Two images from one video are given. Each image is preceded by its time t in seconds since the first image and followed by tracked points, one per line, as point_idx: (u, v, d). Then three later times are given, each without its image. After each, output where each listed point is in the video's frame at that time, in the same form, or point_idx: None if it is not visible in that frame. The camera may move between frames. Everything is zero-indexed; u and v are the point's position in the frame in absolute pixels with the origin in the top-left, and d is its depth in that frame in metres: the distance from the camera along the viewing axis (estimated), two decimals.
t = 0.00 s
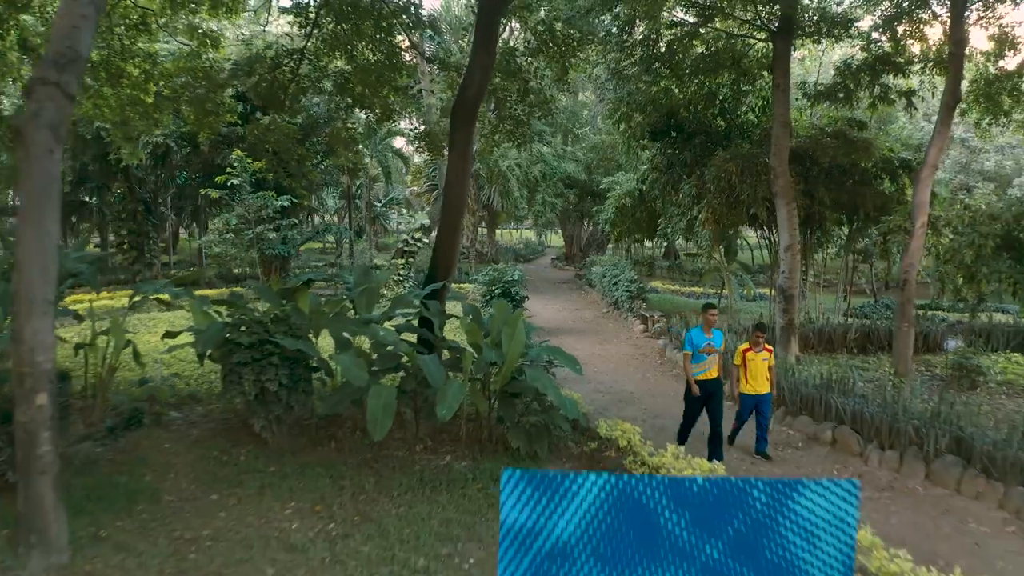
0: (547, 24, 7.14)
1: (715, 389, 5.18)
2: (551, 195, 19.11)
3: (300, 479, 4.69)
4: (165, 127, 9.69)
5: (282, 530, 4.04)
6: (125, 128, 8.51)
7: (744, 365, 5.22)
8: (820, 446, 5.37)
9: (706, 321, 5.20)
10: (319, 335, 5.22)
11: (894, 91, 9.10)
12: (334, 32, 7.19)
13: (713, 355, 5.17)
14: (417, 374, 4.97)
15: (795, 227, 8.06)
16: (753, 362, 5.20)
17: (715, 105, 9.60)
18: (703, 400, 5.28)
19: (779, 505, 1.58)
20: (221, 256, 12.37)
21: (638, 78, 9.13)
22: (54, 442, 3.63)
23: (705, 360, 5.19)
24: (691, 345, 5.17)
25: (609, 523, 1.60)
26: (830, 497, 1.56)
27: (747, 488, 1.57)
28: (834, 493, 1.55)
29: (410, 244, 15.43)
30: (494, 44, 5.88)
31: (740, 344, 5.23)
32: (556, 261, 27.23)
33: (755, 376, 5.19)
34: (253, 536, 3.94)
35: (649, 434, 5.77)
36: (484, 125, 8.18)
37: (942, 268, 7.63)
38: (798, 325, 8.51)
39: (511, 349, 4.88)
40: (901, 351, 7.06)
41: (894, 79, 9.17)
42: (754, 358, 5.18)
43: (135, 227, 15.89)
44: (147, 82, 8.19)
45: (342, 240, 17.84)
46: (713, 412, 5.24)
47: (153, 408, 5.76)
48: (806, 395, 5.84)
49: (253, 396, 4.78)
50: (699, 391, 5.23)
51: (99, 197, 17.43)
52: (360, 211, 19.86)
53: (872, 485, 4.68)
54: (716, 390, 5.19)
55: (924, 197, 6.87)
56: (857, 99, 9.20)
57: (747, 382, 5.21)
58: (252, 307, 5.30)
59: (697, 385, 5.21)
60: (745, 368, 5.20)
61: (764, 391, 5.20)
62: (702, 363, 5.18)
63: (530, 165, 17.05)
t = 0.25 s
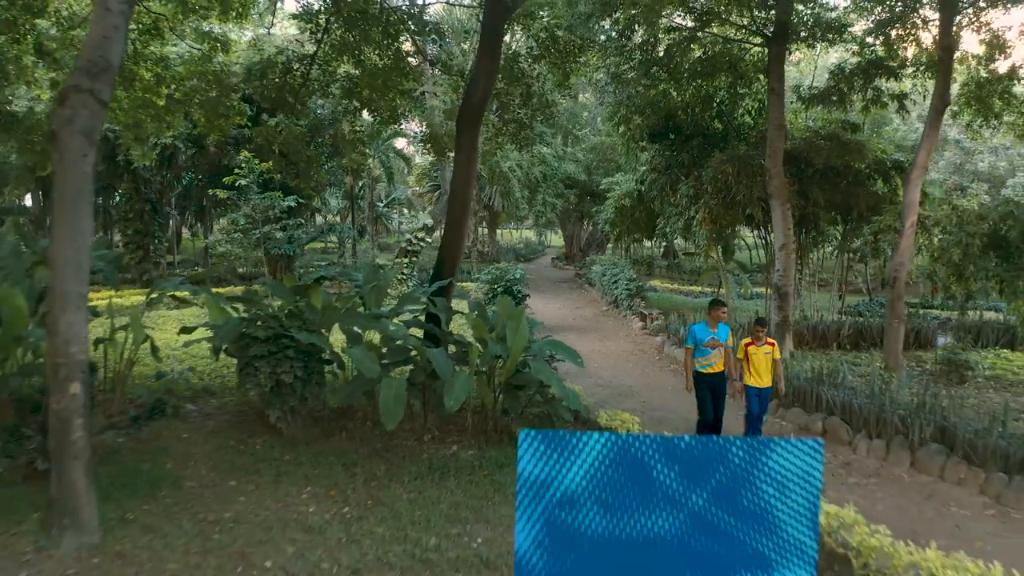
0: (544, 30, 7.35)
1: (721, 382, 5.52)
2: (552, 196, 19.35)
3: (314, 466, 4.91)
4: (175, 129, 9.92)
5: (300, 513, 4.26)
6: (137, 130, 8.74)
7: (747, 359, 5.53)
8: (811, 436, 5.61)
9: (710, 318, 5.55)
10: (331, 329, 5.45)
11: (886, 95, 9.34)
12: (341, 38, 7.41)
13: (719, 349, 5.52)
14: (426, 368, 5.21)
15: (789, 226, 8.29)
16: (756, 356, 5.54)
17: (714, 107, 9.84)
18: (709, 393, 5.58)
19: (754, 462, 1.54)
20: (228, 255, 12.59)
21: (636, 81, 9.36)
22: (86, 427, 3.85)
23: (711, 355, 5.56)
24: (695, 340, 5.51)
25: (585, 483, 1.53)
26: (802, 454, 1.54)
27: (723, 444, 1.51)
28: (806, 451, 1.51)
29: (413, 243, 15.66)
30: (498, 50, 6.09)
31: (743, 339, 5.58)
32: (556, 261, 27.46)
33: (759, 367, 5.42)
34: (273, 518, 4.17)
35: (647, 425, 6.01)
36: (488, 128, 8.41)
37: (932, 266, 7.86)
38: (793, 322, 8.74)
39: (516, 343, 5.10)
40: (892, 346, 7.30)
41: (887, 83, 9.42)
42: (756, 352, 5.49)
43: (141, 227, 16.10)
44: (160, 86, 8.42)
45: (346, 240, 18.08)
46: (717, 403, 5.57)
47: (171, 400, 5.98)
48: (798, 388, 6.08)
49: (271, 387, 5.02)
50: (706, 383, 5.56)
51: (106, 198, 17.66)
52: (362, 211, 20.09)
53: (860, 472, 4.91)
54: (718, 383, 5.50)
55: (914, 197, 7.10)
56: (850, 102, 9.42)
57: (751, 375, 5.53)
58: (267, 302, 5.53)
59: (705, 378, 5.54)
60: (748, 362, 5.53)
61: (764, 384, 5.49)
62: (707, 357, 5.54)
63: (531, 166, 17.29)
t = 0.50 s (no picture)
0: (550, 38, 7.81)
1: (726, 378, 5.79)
2: (552, 196, 19.62)
3: (329, 454, 5.17)
4: (186, 131, 10.17)
5: (318, 496, 4.51)
6: (149, 132, 8.98)
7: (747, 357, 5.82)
8: (801, 425, 5.88)
9: (712, 320, 5.90)
10: (343, 323, 5.71)
11: (878, 98, 9.61)
12: (349, 43, 7.71)
13: (722, 348, 5.85)
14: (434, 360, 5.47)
15: (783, 226, 8.56)
16: (755, 356, 5.93)
17: (710, 110, 10.15)
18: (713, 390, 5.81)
19: (733, 425, 1.80)
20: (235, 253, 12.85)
21: (636, 85, 9.58)
22: (118, 414, 4.09)
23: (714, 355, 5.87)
24: (698, 340, 5.83)
25: (589, 443, 1.78)
26: (776, 418, 1.79)
27: (706, 408, 1.77)
28: (777, 415, 1.77)
29: (415, 242, 15.91)
30: (502, 56, 6.38)
31: (742, 341, 5.99)
32: (556, 260, 27.75)
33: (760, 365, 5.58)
34: (292, 501, 4.42)
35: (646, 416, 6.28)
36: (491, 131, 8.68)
37: (921, 264, 8.13)
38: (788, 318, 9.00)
39: (520, 337, 5.39)
40: (881, 342, 7.55)
41: (879, 86, 9.68)
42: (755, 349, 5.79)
43: (148, 226, 16.36)
44: (172, 89, 8.67)
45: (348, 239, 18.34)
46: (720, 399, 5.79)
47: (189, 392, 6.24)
48: (789, 380, 6.36)
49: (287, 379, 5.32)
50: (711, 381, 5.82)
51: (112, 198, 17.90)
52: (365, 211, 20.34)
53: (847, 458, 5.17)
54: (722, 380, 5.77)
55: (903, 198, 7.36)
56: (843, 104, 9.68)
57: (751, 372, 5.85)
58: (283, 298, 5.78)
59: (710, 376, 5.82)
60: (749, 362, 5.90)
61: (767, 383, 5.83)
62: (710, 356, 5.83)
63: (532, 167, 17.54)
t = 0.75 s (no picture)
0: (552, 44, 8.15)
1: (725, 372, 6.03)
2: (553, 196, 19.85)
3: (340, 443, 5.40)
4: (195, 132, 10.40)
5: (331, 482, 4.74)
6: (161, 133, 9.21)
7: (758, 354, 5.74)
8: (794, 417, 6.12)
9: (710, 317, 6.11)
10: (352, 319, 5.93)
11: (871, 100, 9.84)
12: (357, 48, 7.99)
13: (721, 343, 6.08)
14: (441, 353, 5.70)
15: (778, 225, 8.79)
16: (753, 351, 6.14)
17: (707, 112, 10.42)
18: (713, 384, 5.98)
19: (719, 400, 2.02)
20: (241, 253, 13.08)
21: (634, 88, 9.77)
22: (143, 403, 4.32)
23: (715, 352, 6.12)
24: (697, 337, 6.08)
25: (591, 417, 2.01)
26: (758, 393, 2.01)
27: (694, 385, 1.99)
28: (759, 391, 1.98)
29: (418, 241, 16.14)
30: (505, 62, 6.62)
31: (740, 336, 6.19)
32: (556, 260, 27.98)
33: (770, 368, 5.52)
34: (307, 486, 4.65)
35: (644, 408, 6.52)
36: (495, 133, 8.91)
37: (911, 262, 8.37)
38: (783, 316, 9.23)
39: (523, 332, 5.64)
40: (873, 338, 7.77)
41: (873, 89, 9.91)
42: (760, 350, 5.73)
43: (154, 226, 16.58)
44: (183, 92, 8.89)
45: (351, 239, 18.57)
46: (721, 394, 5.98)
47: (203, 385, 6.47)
48: (782, 374, 6.62)
49: (300, 372, 5.57)
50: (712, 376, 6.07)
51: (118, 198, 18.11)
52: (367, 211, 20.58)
53: (837, 448, 5.41)
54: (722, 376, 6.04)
55: (894, 198, 7.59)
56: (837, 107, 9.91)
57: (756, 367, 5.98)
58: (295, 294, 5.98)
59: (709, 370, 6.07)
60: (747, 357, 6.12)
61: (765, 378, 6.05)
62: (709, 353, 6.08)
63: (533, 167, 17.77)
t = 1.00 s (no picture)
0: (554, 50, 8.46)
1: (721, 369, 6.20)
2: (553, 197, 20.12)
3: (352, 433, 5.65)
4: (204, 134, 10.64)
5: (345, 468, 4.99)
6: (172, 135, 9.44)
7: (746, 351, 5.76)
8: (786, 408, 6.39)
9: (710, 316, 6.30)
10: (362, 314, 6.17)
11: (864, 103, 10.10)
12: (363, 53, 8.30)
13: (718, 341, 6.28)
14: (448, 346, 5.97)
15: (772, 225, 9.05)
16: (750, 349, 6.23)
17: (704, 114, 10.72)
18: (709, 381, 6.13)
19: (706, 378, 2.28)
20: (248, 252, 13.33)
21: (634, 91, 9.99)
22: (168, 392, 4.55)
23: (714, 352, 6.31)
24: (696, 335, 6.30)
25: (593, 392, 2.29)
26: (741, 373, 2.27)
27: (683, 364, 2.26)
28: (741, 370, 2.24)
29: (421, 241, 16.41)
30: (509, 68, 6.87)
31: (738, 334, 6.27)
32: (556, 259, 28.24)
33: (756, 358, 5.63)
34: (323, 472, 4.90)
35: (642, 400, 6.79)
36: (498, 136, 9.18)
37: (901, 261, 8.63)
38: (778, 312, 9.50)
39: (526, 326, 5.92)
40: (863, 333, 8.09)
41: (866, 92, 10.18)
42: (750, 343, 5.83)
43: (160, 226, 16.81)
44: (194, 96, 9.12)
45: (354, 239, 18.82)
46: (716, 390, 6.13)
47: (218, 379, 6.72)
48: (775, 367, 6.90)
49: (314, 364, 5.84)
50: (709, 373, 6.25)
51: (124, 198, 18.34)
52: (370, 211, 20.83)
53: (827, 437, 5.67)
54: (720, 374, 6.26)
55: (884, 198, 7.86)
56: (831, 109, 10.17)
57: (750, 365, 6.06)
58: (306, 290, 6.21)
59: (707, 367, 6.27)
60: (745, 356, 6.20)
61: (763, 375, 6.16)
62: (707, 351, 6.26)
63: (534, 168, 18.03)
